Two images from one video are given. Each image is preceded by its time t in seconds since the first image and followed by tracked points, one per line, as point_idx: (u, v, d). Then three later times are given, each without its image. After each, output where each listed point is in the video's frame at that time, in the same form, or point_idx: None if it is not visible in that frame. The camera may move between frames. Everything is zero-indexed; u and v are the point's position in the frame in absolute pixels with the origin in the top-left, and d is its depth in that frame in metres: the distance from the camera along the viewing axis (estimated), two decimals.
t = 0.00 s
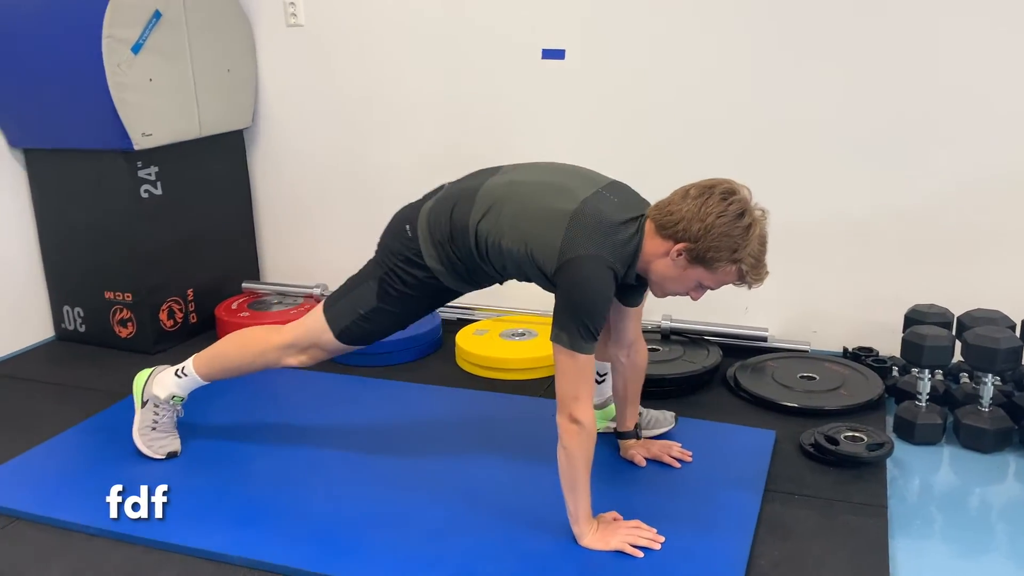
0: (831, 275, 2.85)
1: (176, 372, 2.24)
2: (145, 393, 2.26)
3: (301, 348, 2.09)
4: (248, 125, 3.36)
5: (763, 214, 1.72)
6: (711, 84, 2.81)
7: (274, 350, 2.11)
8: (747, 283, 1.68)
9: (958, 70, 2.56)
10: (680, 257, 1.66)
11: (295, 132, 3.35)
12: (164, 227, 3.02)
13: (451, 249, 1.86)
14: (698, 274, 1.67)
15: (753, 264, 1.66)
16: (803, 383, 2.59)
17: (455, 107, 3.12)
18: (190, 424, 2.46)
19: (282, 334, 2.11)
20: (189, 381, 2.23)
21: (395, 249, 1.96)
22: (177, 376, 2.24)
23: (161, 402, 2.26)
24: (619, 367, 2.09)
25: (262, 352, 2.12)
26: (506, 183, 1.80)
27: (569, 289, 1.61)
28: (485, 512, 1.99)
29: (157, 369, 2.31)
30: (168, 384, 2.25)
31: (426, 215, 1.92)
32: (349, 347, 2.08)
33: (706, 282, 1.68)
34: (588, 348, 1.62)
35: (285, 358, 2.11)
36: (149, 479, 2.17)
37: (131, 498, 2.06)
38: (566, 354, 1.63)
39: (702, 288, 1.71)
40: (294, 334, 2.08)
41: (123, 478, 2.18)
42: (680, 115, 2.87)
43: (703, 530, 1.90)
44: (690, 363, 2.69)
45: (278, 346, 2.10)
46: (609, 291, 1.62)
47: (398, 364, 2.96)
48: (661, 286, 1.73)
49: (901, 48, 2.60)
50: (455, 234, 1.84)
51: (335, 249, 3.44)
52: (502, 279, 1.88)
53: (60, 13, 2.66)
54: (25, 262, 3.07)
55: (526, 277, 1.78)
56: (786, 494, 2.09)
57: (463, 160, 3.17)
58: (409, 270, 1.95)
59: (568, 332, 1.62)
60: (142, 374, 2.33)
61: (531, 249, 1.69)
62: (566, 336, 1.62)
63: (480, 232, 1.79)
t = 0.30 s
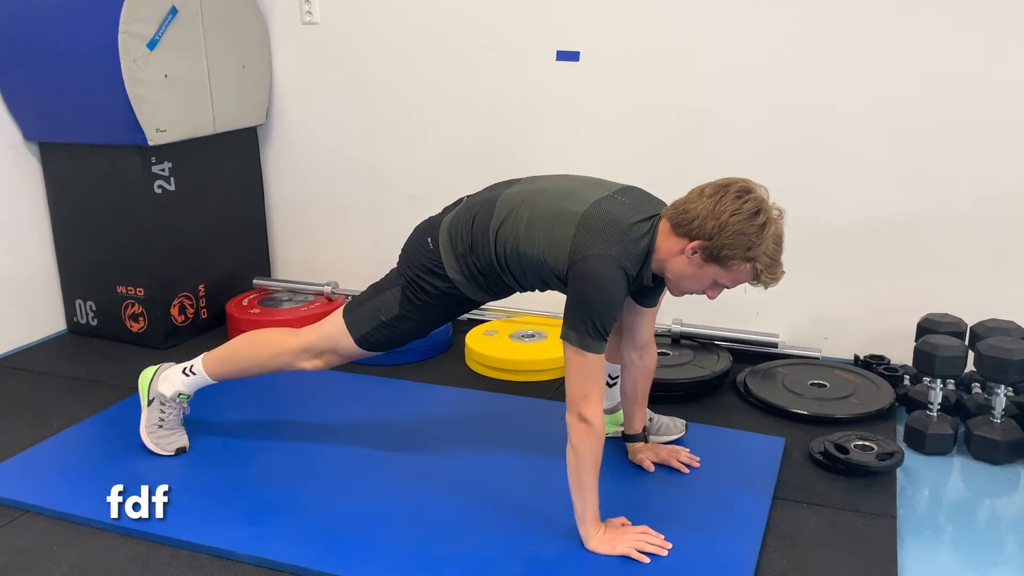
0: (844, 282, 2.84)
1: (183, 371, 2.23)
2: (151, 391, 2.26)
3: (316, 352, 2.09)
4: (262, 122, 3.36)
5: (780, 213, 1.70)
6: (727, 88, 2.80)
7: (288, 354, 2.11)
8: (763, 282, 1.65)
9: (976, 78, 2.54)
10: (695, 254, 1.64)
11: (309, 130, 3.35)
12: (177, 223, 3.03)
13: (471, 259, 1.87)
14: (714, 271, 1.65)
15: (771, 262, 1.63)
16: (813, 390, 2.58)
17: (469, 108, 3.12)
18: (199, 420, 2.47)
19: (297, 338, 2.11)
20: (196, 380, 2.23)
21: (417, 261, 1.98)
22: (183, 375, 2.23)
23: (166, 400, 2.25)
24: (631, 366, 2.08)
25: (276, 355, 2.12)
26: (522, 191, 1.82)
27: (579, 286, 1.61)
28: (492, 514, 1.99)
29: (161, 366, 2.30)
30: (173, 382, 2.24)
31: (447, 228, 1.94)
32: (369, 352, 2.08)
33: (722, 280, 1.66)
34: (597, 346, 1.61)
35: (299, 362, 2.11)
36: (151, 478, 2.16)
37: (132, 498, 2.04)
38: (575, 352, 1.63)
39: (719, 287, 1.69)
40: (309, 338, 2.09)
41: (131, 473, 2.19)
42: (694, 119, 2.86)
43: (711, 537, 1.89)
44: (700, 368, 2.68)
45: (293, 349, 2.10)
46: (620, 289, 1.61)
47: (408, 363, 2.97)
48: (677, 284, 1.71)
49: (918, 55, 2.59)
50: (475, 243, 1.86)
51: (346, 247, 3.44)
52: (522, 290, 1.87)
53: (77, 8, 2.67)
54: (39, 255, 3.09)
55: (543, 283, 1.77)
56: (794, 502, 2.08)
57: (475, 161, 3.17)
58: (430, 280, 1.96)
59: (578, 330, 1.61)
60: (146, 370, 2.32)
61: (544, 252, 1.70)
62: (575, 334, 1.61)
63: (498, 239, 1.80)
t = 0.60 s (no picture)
0: (845, 286, 2.84)
1: (178, 374, 2.23)
2: (145, 394, 2.25)
3: (315, 358, 2.10)
4: (264, 121, 3.36)
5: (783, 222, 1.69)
6: (728, 90, 2.80)
7: (289, 360, 2.12)
8: (761, 290, 1.65)
9: (978, 82, 2.54)
10: (695, 259, 1.64)
11: (311, 129, 3.35)
12: (178, 222, 3.04)
13: (474, 265, 1.88)
14: (713, 277, 1.65)
15: (770, 270, 1.63)
16: (813, 394, 2.58)
17: (471, 108, 3.12)
18: (198, 422, 2.47)
19: (296, 344, 2.11)
20: (192, 383, 2.22)
21: (419, 266, 1.98)
22: (178, 378, 2.23)
23: (162, 402, 2.25)
24: (612, 354, 2.08)
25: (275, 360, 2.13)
26: (525, 197, 1.83)
27: (580, 288, 1.61)
28: (491, 516, 1.99)
29: (154, 368, 2.28)
30: (169, 386, 2.23)
31: (449, 234, 1.94)
32: (371, 358, 2.08)
33: (720, 285, 1.67)
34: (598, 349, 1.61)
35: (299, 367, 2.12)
36: (150, 479, 2.16)
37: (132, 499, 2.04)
38: (574, 355, 1.63)
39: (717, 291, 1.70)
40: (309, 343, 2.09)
41: (130, 474, 2.19)
42: (696, 121, 2.86)
43: (710, 540, 1.89)
44: (700, 370, 2.69)
45: (291, 354, 2.11)
46: (620, 291, 1.61)
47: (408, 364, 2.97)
48: (676, 288, 1.72)
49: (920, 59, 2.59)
50: (477, 250, 1.86)
51: (347, 247, 3.45)
52: (524, 296, 1.87)
53: (79, 6, 2.66)
54: (41, 254, 3.09)
55: (545, 288, 1.77)
56: (793, 505, 2.09)
57: (476, 162, 3.17)
58: (432, 287, 1.96)
59: (579, 332, 1.61)
60: (139, 372, 2.31)
61: (546, 255, 1.70)
62: (575, 336, 1.61)
63: (500, 244, 1.80)
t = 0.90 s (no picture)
0: (840, 288, 2.86)
1: (175, 377, 2.23)
2: (141, 396, 2.25)
3: (312, 368, 2.11)
4: (261, 123, 3.37)
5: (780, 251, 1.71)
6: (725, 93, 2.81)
7: (287, 368, 2.12)
8: (755, 315, 1.67)
9: (973, 86, 2.56)
10: (692, 278, 1.66)
11: (308, 130, 3.36)
12: (176, 223, 3.04)
13: (473, 274, 1.88)
14: (709, 297, 1.67)
15: (765, 297, 1.65)
16: (808, 396, 2.59)
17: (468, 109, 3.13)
18: (195, 423, 2.48)
19: (293, 354, 2.12)
20: (189, 386, 2.23)
21: (419, 278, 1.99)
22: (176, 380, 2.24)
23: (159, 404, 2.26)
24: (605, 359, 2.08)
25: (272, 369, 2.13)
26: (525, 209, 1.85)
27: (583, 291, 1.63)
28: (488, 518, 2.00)
29: (149, 371, 2.29)
30: (166, 388, 2.24)
31: (448, 246, 1.96)
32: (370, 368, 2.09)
33: (715, 306, 1.68)
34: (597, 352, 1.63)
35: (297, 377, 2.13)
36: (148, 480, 2.16)
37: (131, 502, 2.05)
38: (573, 357, 1.63)
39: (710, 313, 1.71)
40: (306, 354, 2.10)
41: (127, 476, 2.19)
42: (693, 123, 2.87)
43: (706, 542, 1.90)
44: (696, 372, 2.70)
45: (289, 365, 2.12)
46: (622, 296, 1.63)
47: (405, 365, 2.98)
48: (671, 305, 1.73)
49: (916, 63, 2.60)
50: (477, 259, 1.87)
51: (344, 248, 3.45)
52: (522, 306, 1.88)
53: (77, 7, 2.67)
54: (38, 254, 3.09)
55: (544, 297, 1.78)
56: (788, 507, 2.10)
57: (474, 163, 3.18)
58: (432, 299, 1.97)
59: (579, 333, 1.62)
60: (134, 374, 2.31)
61: (548, 261, 1.72)
62: (575, 338, 1.62)
63: (501, 253, 1.82)
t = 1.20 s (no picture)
0: (837, 288, 2.86)
1: (174, 378, 2.23)
2: (139, 396, 2.25)
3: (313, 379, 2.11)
4: (258, 122, 3.36)
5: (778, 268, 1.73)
6: (722, 94, 2.82)
7: (289, 379, 2.13)
8: (751, 329, 1.69)
9: (970, 88, 2.57)
10: (691, 293, 1.67)
11: (306, 130, 3.35)
12: (173, 222, 3.04)
13: (472, 282, 1.88)
14: (707, 312, 1.68)
15: (762, 312, 1.66)
16: (805, 397, 2.60)
17: (466, 110, 3.13)
18: (192, 423, 2.47)
19: (295, 364, 2.12)
20: (188, 387, 2.23)
21: (419, 289, 1.99)
22: (174, 381, 2.23)
23: (158, 404, 2.26)
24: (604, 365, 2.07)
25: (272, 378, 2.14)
26: (526, 218, 1.86)
27: (588, 292, 1.64)
28: (487, 518, 2.00)
29: (147, 371, 2.29)
30: (165, 389, 2.24)
31: (447, 257, 1.96)
32: (370, 379, 2.09)
33: (712, 321, 1.69)
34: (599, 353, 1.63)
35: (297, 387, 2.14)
36: (145, 480, 2.16)
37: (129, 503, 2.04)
38: (573, 358, 1.64)
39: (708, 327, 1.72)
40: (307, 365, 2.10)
41: (125, 476, 2.19)
42: (691, 124, 2.88)
43: (704, 542, 1.91)
44: (693, 373, 2.70)
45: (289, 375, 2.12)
46: (626, 298, 1.64)
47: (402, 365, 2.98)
48: (669, 318, 1.74)
49: (913, 65, 2.61)
50: (477, 267, 1.87)
51: (341, 248, 3.45)
52: (520, 315, 1.88)
53: (74, 6, 2.66)
54: (34, 253, 3.09)
55: (544, 303, 1.79)
56: (786, 507, 2.10)
57: (472, 163, 3.18)
58: (432, 310, 1.97)
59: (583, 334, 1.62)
60: (132, 374, 2.31)
61: (552, 265, 1.73)
62: (579, 339, 1.63)
63: (502, 260, 1.82)
